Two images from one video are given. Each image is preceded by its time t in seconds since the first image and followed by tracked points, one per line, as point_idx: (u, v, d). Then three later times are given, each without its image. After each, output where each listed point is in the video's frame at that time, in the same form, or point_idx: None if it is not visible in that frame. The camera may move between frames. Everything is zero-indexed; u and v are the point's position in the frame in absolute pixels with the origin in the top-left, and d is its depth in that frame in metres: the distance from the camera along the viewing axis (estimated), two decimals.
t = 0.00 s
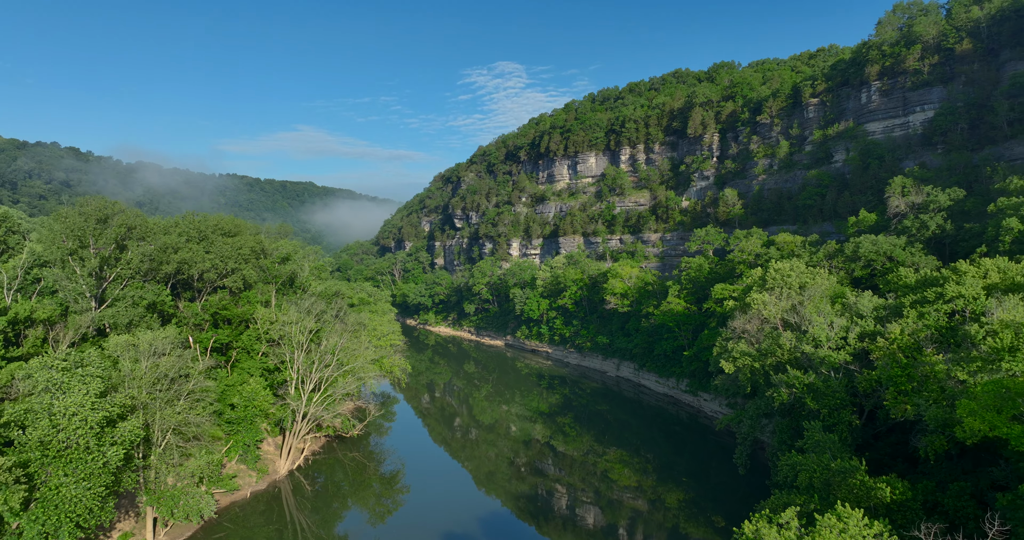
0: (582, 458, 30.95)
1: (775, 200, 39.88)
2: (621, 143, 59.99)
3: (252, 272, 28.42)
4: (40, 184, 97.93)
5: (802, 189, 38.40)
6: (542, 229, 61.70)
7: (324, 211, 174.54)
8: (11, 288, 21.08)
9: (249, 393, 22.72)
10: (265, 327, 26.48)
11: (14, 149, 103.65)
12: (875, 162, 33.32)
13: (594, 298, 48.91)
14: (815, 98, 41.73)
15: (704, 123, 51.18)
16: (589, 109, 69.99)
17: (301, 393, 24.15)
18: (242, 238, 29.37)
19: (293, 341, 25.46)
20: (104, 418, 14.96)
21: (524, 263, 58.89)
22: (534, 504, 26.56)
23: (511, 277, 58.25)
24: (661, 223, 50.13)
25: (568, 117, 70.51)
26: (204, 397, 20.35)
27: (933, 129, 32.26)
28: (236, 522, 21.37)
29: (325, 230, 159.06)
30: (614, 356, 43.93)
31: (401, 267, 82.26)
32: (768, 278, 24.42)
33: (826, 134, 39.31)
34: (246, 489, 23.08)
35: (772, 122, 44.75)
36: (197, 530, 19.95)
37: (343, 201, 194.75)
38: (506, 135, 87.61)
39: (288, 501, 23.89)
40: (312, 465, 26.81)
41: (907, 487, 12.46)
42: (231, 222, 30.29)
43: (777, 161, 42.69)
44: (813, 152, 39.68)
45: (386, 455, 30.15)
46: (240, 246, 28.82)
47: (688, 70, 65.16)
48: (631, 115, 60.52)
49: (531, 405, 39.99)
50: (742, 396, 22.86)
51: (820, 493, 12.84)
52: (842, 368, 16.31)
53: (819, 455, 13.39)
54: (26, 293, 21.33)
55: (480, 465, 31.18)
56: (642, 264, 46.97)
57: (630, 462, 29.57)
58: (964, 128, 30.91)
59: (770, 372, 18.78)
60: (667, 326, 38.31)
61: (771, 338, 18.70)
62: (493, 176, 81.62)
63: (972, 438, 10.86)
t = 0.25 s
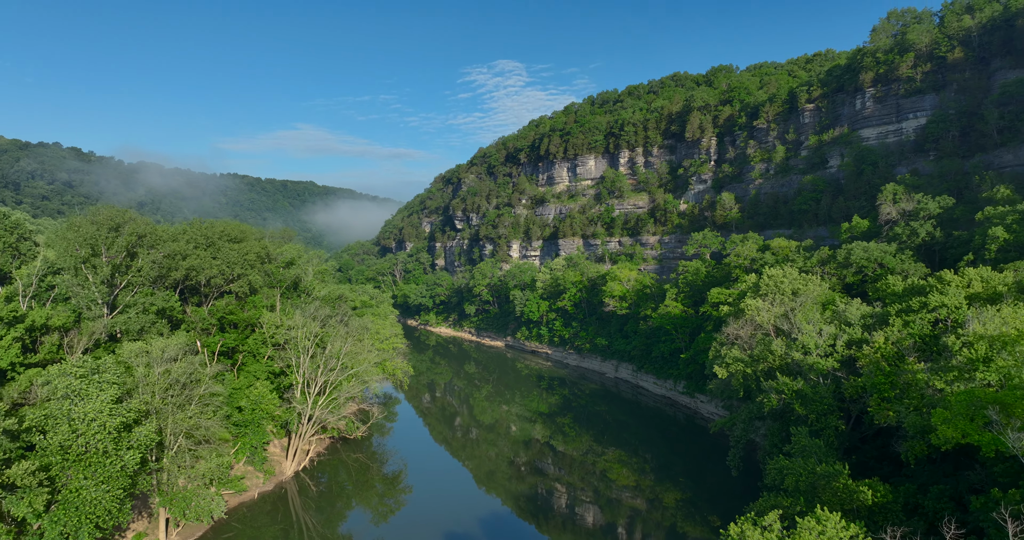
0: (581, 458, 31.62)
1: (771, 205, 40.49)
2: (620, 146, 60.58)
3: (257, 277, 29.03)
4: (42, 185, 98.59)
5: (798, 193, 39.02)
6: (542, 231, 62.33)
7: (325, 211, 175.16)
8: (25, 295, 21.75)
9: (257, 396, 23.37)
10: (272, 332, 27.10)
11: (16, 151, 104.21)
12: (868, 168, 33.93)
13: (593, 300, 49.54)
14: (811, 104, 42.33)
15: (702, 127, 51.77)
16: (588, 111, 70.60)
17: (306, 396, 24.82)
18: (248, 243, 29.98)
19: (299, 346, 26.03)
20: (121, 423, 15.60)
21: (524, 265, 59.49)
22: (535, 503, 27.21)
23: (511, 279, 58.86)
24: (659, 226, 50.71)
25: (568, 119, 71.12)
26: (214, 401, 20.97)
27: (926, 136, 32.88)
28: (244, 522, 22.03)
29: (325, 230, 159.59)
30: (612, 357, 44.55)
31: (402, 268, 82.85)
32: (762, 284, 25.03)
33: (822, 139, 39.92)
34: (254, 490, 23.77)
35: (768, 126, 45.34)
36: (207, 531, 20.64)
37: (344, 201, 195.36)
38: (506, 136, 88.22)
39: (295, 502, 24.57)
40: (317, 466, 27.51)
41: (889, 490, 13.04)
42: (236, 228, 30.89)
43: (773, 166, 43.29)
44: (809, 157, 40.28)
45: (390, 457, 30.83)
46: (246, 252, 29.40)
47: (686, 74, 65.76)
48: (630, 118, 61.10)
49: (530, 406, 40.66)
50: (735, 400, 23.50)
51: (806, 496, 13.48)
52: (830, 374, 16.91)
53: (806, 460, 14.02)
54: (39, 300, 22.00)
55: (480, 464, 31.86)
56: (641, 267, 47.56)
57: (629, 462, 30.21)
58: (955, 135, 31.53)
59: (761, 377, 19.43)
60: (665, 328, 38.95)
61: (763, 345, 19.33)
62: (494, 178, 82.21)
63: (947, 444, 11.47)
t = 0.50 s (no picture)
0: (580, 454, 32.32)
1: (768, 205, 41.06)
2: (619, 145, 61.14)
3: (263, 278, 29.63)
4: (45, 182, 99.32)
5: (793, 194, 39.62)
6: (542, 229, 62.93)
7: (326, 208, 175.74)
8: (38, 298, 22.38)
9: (263, 396, 24.01)
10: (277, 333, 27.72)
11: (18, 148, 104.73)
12: (863, 171, 34.50)
13: (592, 298, 50.16)
14: (807, 105, 42.86)
15: (700, 127, 52.29)
16: (587, 111, 71.15)
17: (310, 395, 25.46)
18: (253, 245, 30.58)
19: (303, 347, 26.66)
20: (136, 424, 16.26)
21: (524, 263, 60.11)
22: (534, 498, 27.89)
23: (511, 277, 59.48)
24: (658, 225, 51.28)
25: (568, 119, 71.65)
26: (223, 401, 21.61)
27: (919, 139, 33.47)
28: (251, 518, 22.73)
29: (326, 227, 160.17)
30: (611, 355, 45.21)
31: (403, 265, 83.47)
32: (756, 286, 25.62)
33: (817, 141, 40.50)
34: (261, 487, 24.49)
35: (765, 128, 45.92)
36: (217, 527, 21.36)
37: (345, 198, 195.88)
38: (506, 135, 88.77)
39: (301, 498, 25.28)
40: (322, 463, 28.21)
41: (871, 490, 13.66)
42: (241, 229, 31.48)
43: (770, 167, 43.87)
44: (805, 158, 40.86)
45: (393, 454, 31.53)
46: (252, 253, 30.00)
47: (685, 74, 66.31)
48: (629, 118, 61.64)
49: (530, 402, 41.34)
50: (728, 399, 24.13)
51: (792, 494, 14.13)
52: (818, 376, 17.50)
53: (793, 459, 14.67)
54: (53, 303, 22.66)
55: (481, 460, 32.57)
56: (639, 266, 48.18)
57: (627, 459, 30.88)
58: (948, 139, 32.09)
59: (753, 378, 20.08)
60: (662, 327, 39.59)
61: (754, 347, 19.97)
62: (494, 176, 82.75)
63: (924, 446, 12.08)
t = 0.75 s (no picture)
0: (579, 448, 33.04)
1: (764, 204, 41.66)
2: (618, 142, 61.69)
3: (269, 277, 30.23)
4: (47, 176, 99.98)
5: (789, 193, 40.23)
6: (541, 225, 63.52)
7: (327, 202, 176.25)
8: (52, 298, 22.99)
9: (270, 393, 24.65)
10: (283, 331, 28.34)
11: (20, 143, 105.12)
12: (857, 171, 35.09)
13: (591, 295, 50.79)
14: (803, 105, 43.39)
15: (698, 125, 52.81)
16: (587, 108, 71.69)
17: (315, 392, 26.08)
18: (259, 245, 31.17)
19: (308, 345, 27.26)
20: (151, 423, 16.94)
21: (524, 259, 60.73)
22: (535, 491, 28.62)
23: (511, 273, 60.09)
24: (656, 222, 51.84)
25: (567, 115, 72.17)
26: (231, 399, 22.25)
27: (912, 140, 34.06)
28: (259, 512, 23.48)
29: (327, 222, 160.65)
30: (609, 351, 45.90)
31: (404, 260, 84.06)
32: (749, 285, 26.26)
33: (813, 140, 41.09)
34: (269, 481, 25.22)
35: (762, 126, 46.48)
36: (227, 520, 22.09)
37: (345, 192, 196.32)
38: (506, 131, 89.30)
39: (307, 492, 26.00)
40: (327, 458, 28.92)
41: (855, 487, 14.34)
42: (246, 229, 32.08)
43: (767, 165, 44.46)
44: (801, 158, 41.45)
45: (396, 449, 32.24)
46: (258, 253, 30.58)
47: (684, 71, 66.86)
48: (628, 116, 62.17)
49: (529, 397, 42.07)
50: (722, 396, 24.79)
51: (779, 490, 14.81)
52: (806, 376, 18.15)
53: (780, 457, 15.33)
54: (65, 303, 23.26)
55: (482, 454, 33.30)
56: (638, 263, 48.80)
57: (625, 453, 31.59)
58: (940, 140, 32.67)
59: (745, 376, 20.75)
60: (660, 324, 40.26)
61: (747, 347, 20.62)
62: (494, 172, 83.29)
63: (903, 444, 12.73)
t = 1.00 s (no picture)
0: (578, 442, 33.76)
1: (761, 202, 42.26)
2: (617, 139, 62.22)
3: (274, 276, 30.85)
4: (49, 171, 100.47)
5: (785, 191, 40.81)
6: (541, 222, 64.10)
7: (327, 197, 176.67)
8: (64, 299, 23.58)
9: (276, 390, 25.34)
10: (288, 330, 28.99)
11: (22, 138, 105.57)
12: (851, 170, 35.68)
13: (590, 291, 51.40)
14: (800, 104, 43.88)
15: (696, 122, 53.33)
16: (586, 105, 72.19)
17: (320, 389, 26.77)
18: (264, 244, 31.78)
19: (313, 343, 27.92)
20: (165, 421, 17.61)
21: (524, 255, 61.33)
22: (535, 484, 29.34)
23: (511, 269, 60.71)
24: (654, 219, 52.38)
25: (567, 112, 72.67)
26: (240, 396, 22.93)
27: (905, 140, 34.64)
28: (267, 505, 24.22)
29: (327, 216, 161.15)
30: (608, 346, 46.61)
31: (405, 255, 84.65)
32: (743, 285, 26.90)
33: (810, 139, 41.67)
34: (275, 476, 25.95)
35: (759, 125, 47.02)
36: (236, 513, 22.86)
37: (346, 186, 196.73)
38: (506, 127, 89.81)
39: (312, 486, 26.74)
40: (331, 453, 29.66)
41: (840, 482, 15.02)
42: (251, 228, 32.68)
43: (763, 164, 45.03)
44: (797, 156, 42.02)
45: (398, 444, 32.96)
46: (263, 252, 31.19)
47: (682, 69, 67.39)
48: (627, 113, 62.68)
49: (529, 391, 42.79)
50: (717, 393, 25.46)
51: (768, 486, 15.46)
52: (796, 376, 18.79)
53: (769, 454, 16.01)
54: (77, 304, 23.90)
55: (483, 447, 34.02)
56: (636, 260, 49.42)
57: (623, 447, 32.29)
58: (933, 141, 33.26)
59: (738, 374, 21.42)
60: (657, 320, 40.92)
61: (739, 346, 21.28)
62: (494, 168, 83.83)
63: (884, 443, 13.38)
